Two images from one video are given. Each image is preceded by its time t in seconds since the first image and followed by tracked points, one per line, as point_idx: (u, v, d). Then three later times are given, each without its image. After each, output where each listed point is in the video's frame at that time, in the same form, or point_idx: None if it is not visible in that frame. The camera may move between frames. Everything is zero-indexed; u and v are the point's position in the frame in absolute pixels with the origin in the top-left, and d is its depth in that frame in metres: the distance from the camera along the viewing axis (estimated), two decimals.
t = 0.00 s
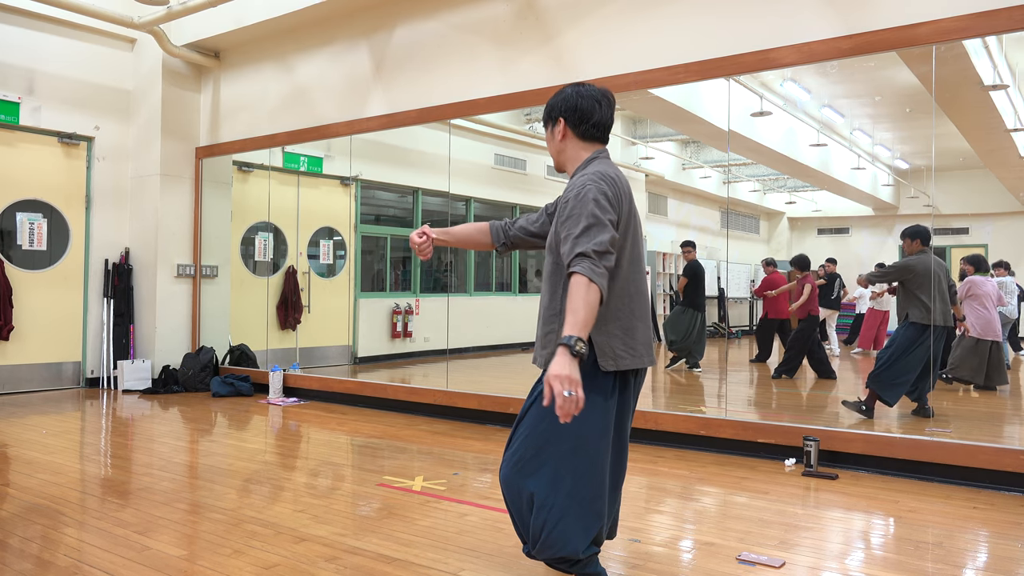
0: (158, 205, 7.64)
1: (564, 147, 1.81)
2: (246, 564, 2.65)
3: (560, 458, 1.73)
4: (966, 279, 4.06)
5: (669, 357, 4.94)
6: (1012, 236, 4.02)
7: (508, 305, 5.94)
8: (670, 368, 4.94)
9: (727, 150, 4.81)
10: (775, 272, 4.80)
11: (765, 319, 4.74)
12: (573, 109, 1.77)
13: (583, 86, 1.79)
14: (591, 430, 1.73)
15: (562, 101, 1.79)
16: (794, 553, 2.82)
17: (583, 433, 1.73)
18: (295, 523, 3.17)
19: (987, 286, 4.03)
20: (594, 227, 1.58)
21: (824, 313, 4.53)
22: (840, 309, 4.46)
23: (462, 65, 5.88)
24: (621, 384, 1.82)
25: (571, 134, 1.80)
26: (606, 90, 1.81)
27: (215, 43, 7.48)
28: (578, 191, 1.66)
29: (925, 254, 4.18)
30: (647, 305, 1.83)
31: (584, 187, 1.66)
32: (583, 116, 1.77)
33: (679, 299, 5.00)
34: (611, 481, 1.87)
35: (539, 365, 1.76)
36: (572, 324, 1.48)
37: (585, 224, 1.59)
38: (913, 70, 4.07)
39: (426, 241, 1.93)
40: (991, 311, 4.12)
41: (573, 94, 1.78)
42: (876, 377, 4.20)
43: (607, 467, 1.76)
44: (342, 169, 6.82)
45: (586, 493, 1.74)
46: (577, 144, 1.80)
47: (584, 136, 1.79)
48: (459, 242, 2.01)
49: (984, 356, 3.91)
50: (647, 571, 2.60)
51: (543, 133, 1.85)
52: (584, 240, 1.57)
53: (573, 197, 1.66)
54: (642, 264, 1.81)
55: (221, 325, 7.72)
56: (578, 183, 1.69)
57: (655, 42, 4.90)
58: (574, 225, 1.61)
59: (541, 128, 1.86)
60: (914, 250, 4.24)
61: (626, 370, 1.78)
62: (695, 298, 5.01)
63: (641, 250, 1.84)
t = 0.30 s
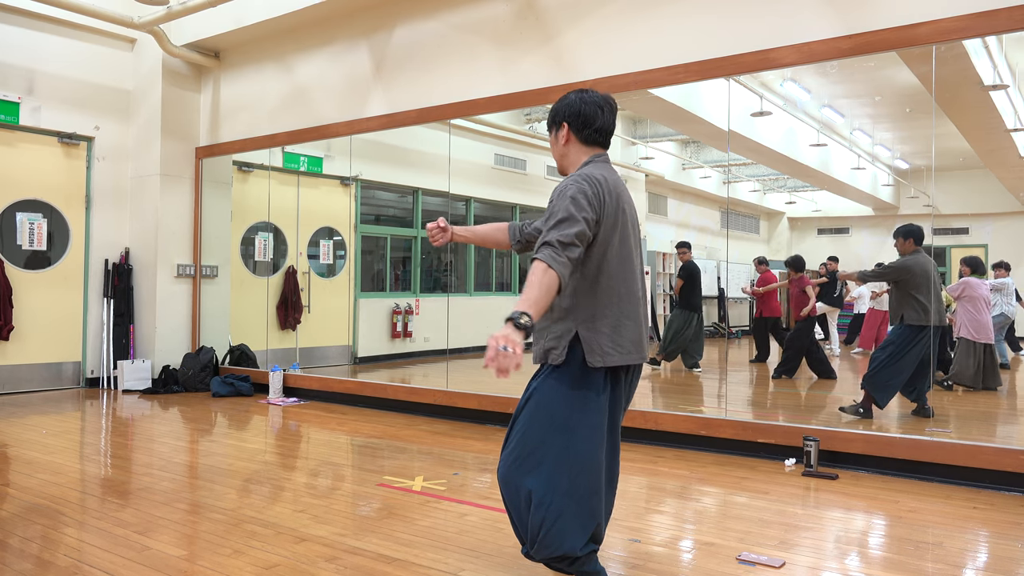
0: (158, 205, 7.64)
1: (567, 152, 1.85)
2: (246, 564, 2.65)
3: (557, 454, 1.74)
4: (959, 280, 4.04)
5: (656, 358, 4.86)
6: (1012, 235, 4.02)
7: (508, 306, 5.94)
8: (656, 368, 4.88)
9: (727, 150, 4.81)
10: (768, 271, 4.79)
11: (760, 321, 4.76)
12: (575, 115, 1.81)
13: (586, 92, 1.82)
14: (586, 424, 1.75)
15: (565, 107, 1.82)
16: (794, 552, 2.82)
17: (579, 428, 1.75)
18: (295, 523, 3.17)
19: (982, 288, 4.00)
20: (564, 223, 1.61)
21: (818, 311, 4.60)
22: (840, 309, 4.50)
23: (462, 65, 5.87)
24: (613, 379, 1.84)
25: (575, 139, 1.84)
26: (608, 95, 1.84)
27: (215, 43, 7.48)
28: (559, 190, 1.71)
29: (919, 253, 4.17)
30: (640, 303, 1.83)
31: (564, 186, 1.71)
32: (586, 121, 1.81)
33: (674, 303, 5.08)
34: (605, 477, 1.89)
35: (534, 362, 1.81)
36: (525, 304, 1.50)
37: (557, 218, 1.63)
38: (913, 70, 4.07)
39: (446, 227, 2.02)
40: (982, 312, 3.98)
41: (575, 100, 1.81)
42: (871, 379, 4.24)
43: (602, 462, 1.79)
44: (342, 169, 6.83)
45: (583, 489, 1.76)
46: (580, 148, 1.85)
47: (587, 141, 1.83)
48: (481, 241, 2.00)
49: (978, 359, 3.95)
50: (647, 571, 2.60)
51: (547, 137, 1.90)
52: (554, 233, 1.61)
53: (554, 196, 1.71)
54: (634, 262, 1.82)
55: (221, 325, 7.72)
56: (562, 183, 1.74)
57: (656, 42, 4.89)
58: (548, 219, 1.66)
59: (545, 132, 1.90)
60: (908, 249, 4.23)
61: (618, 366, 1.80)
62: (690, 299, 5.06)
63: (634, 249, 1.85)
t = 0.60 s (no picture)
0: (158, 205, 7.64)
1: (571, 156, 1.98)
2: (246, 564, 2.65)
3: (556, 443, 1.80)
4: (958, 279, 4.04)
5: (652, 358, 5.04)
6: (1012, 236, 4.03)
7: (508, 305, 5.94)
8: (653, 368, 5.05)
9: (727, 150, 4.81)
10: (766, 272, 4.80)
11: (756, 322, 4.77)
12: (581, 121, 1.94)
13: (591, 99, 1.95)
14: (581, 415, 1.82)
15: (571, 113, 1.95)
16: (794, 552, 2.82)
17: (575, 418, 1.82)
18: (295, 523, 3.17)
19: (975, 289, 4.00)
20: (535, 218, 1.73)
21: (813, 314, 4.63)
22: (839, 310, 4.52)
23: (462, 65, 5.88)
24: (602, 373, 1.90)
25: (579, 144, 1.97)
26: (610, 103, 1.98)
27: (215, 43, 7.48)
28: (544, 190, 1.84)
29: (909, 253, 4.22)
30: (627, 302, 1.89)
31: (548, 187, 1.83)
32: (591, 127, 1.94)
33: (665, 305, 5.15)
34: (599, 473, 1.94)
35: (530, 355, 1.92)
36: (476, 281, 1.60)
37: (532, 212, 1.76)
38: (913, 70, 4.07)
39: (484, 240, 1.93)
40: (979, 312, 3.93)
41: (581, 107, 1.94)
42: (864, 381, 4.28)
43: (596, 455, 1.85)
44: (342, 169, 6.82)
45: (580, 478, 1.81)
46: (583, 153, 1.97)
47: (590, 146, 1.95)
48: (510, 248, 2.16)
49: (973, 360, 3.90)
50: (646, 571, 2.60)
51: (552, 142, 2.02)
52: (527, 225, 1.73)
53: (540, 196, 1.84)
54: (620, 261, 1.88)
55: (221, 325, 7.72)
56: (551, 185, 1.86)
57: (656, 42, 4.89)
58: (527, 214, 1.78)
59: (551, 137, 2.03)
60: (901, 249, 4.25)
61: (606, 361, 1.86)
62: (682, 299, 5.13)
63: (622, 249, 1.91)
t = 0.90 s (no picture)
0: (158, 205, 7.64)
1: (571, 162, 2.12)
2: (246, 564, 2.65)
3: (552, 435, 1.95)
4: (955, 279, 4.05)
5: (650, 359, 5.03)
6: (1012, 236, 4.03)
7: (508, 305, 5.99)
8: (651, 368, 5.04)
9: (727, 150, 4.81)
10: (766, 273, 4.86)
11: (752, 321, 4.81)
12: (581, 128, 2.09)
13: (590, 108, 2.10)
14: (573, 407, 1.97)
15: (571, 120, 2.09)
16: (794, 552, 2.82)
17: (568, 410, 1.98)
18: (295, 523, 3.17)
19: (972, 289, 4.02)
20: (509, 214, 1.89)
21: (810, 315, 4.63)
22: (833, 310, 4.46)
23: (462, 65, 5.88)
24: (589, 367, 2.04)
25: (578, 150, 2.11)
26: (608, 112, 2.14)
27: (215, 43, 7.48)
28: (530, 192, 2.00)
29: (898, 253, 4.26)
30: (610, 300, 2.01)
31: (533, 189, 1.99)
32: (591, 134, 2.09)
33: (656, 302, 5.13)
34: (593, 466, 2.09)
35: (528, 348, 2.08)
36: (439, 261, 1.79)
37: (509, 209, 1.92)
38: (913, 70, 4.07)
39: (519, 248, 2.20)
40: (976, 313, 4.01)
41: (581, 115, 2.09)
42: (858, 380, 4.30)
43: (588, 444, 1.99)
44: (342, 169, 6.82)
45: (575, 467, 1.95)
46: (582, 158, 2.11)
47: (590, 152, 2.10)
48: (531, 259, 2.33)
49: (968, 360, 3.91)
50: (647, 571, 2.60)
51: (552, 148, 2.15)
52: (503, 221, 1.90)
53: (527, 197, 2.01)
54: (602, 262, 1.99)
55: (221, 324, 7.71)
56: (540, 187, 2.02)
57: (656, 42, 4.89)
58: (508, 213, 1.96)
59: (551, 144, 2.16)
60: (888, 248, 4.30)
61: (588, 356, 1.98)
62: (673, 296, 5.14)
63: (607, 250, 2.02)
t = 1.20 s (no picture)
0: (158, 205, 7.64)
1: (569, 166, 2.30)
2: (246, 564, 2.65)
3: (547, 426, 2.10)
4: (955, 280, 4.08)
5: (649, 359, 5.07)
6: (1012, 236, 4.02)
7: (509, 305, 5.98)
8: (649, 368, 5.06)
9: (727, 150, 4.81)
10: (763, 272, 4.81)
11: (748, 322, 4.83)
12: (580, 135, 2.26)
13: (588, 116, 2.28)
14: (565, 400, 2.13)
15: (570, 127, 2.27)
16: (794, 552, 2.82)
17: (562, 404, 2.13)
18: (295, 523, 3.17)
19: (969, 290, 4.05)
20: (489, 214, 2.11)
21: (804, 313, 4.61)
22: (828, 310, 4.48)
23: (462, 65, 5.88)
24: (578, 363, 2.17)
25: (577, 156, 2.29)
26: (604, 119, 2.32)
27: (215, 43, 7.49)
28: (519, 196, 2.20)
29: (888, 253, 4.32)
30: (589, 299, 2.14)
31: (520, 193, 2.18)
32: (589, 140, 2.26)
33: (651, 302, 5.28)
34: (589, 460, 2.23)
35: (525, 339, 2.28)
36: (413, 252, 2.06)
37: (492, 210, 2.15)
38: (913, 70, 4.07)
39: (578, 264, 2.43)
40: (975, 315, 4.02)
41: (579, 123, 2.27)
42: (852, 381, 4.32)
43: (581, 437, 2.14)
44: (342, 169, 6.81)
45: (570, 458, 2.11)
46: (580, 163, 2.29)
47: (587, 157, 2.27)
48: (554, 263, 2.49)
49: (969, 360, 3.93)
50: (647, 571, 2.60)
51: (552, 154, 2.34)
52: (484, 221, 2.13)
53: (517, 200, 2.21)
54: (580, 262, 2.13)
55: (221, 324, 7.71)
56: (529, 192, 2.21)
57: (656, 42, 4.89)
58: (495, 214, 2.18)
59: (552, 150, 2.34)
60: (877, 247, 4.37)
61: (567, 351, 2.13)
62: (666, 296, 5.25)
63: (589, 251, 2.15)
